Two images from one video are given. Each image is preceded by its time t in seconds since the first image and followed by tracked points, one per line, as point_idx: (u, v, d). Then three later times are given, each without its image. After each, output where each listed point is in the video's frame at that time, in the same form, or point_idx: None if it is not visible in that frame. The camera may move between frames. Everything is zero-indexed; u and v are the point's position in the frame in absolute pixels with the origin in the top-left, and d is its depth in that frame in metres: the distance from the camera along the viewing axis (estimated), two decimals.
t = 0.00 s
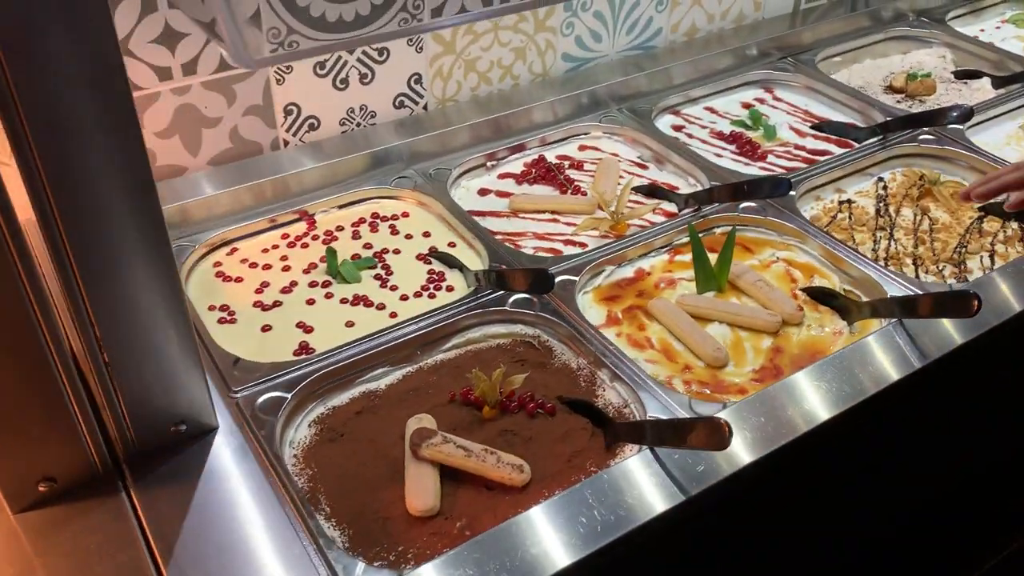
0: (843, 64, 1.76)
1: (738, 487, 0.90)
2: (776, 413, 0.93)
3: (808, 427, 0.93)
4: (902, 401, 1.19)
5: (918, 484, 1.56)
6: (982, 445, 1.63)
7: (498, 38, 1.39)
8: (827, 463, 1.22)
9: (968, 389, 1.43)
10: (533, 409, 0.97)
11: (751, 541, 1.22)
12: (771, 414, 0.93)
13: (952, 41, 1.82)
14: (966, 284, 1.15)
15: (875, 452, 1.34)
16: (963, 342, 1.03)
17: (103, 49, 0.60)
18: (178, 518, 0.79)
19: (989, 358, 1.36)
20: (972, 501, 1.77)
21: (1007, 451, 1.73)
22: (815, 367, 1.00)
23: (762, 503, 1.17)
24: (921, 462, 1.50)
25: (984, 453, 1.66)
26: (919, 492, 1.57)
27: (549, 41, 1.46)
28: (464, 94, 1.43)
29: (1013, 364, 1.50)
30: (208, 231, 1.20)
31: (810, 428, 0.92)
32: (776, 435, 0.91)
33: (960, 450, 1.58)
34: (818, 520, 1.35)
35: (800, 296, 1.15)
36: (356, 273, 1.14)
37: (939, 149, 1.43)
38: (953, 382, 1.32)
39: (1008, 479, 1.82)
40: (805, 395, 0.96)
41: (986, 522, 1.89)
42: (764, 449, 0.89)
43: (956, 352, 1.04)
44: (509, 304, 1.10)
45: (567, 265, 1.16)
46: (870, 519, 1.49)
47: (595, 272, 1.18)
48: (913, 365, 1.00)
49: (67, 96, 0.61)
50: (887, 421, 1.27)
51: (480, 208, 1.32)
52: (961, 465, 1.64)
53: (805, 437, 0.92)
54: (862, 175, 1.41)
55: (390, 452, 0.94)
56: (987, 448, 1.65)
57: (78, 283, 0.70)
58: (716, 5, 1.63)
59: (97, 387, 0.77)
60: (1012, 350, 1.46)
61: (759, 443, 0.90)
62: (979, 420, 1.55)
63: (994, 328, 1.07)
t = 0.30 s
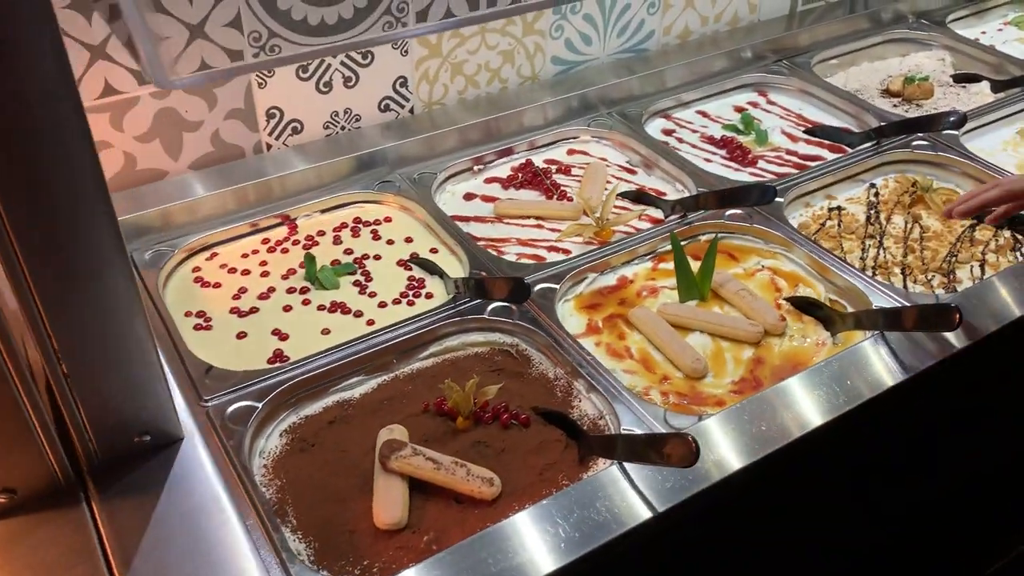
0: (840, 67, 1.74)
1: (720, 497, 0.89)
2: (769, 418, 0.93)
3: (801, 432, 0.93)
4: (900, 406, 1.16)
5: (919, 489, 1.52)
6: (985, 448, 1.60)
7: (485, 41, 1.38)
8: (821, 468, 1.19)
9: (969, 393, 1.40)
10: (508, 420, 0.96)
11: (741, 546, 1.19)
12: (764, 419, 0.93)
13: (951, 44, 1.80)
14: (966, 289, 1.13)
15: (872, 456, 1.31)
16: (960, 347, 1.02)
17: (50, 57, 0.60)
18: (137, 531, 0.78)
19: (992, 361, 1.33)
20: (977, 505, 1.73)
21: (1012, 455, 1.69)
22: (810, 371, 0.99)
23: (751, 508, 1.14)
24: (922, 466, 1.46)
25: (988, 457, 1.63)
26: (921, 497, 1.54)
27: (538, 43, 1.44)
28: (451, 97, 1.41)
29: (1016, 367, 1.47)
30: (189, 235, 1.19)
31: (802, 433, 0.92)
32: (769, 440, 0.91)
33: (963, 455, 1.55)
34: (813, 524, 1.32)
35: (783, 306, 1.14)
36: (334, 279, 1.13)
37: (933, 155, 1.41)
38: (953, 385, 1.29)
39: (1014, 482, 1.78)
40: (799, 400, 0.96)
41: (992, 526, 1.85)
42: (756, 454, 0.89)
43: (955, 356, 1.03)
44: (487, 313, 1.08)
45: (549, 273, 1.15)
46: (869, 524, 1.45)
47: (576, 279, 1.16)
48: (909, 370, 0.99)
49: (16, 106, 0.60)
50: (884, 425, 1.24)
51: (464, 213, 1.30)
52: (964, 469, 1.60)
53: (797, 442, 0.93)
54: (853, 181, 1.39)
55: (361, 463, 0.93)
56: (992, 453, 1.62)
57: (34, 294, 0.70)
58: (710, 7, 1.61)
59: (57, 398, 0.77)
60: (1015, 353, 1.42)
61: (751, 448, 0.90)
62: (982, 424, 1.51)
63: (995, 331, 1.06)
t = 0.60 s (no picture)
0: (829, 74, 1.73)
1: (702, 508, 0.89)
2: (755, 426, 0.93)
3: (788, 441, 0.92)
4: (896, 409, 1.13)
5: (915, 493, 1.49)
6: (984, 450, 1.57)
7: (466, 50, 1.37)
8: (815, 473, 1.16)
9: (969, 396, 1.36)
10: (477, 436, 0.95)
11: (731, 551, 1.17)
12: (751, 427, 0.92)
13: (941, 51, 1.78)
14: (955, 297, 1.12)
15: (867, 460, 1.28)
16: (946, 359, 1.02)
17: None
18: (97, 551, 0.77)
19: (992, 363, 1.30)
20: (978, 505, 1.70)
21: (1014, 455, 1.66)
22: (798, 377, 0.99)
23: (740, 514, 1.11)
24: (920, 469, 1.43)
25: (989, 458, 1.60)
26: (918, 500, 1.51)
27: (520, 52, 1.43)
28: (432, 106, 1.40)
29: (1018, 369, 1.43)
30: (165, 247, 1.19)
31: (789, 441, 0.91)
32: (756, 448, 0.90)
33: (962, 456, 1.52)
34: (807, 530, 1.29)
35: (761, 318, 1.13)
36: (309, 292, 1.12)
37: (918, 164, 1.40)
38: (951, 388, 1.26)
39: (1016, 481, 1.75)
40: (786, 407, 0.95)
41: (992, 527, 1.82)
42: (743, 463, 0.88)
43: (945, 364, 1.03)
44: (461, 326, 1.07)
45: (525, 286, 1.14)
46: (865, 528, 1.42)
47: (553, 291, 1.15)
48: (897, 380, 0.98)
49: None
50: (880, 428, 1.21)
51: (443, 223, 1.29)
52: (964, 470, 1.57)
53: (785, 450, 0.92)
54: (838, 190, 1.38)
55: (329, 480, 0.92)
56: (991, 456, 1.58)
57: None
58: (696, 14, 1.60)
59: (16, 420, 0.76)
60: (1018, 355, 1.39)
61: (737, 456, 0.89)
62: (983, 427, 1.48)
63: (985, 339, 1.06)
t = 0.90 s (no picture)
0: (810, 82, 1.71)
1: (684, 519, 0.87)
2: (740, 436, 0.91)
3: (771, 451, 0.90)
4: (882, 416, 1.10)
5: (906, 499, 1.47)
6: (978, 452, 1.54)
7: (440, 60, 1.36)
8: (800, 479, 1.14)
9: (960, 400, 1.33)
10: (441, 454, 0.94)
11: (716, 558, 1.15)
12: (736, 435, 0.91)
13: (923, 57, 1.77)
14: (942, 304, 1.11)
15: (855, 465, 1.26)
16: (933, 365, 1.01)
17: None
18: None
19: (982, 367, 1.27)
20: (976, 507, 1.67)
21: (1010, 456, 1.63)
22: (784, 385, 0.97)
23: (723, 522, 1.09)
24: (909, 474, 1.41)
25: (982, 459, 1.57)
26: (911, 503, 1.48)
27: (496, 62, 1.42)
28: (407, 117, 1.39)
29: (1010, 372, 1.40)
30: (134, 262, 1.18)
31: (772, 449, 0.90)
32: (738, 458, 0.89)
33: (955, 460, 1.49)
34: (794, 536, 1.27)
35: (734, 332, 1.12)
36: (275, 307, 1.11)
37: (897, 174, 1.38)
38: (939, 392, 1.23)
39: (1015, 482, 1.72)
40: (771, 415, 0.93)
41: (992, 527, 1.79)
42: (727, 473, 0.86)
43: (931, 372, 1.01)
44: (429, 341, 1.06)
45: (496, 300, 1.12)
46: (855, 533, 1.40)
47: (525, 304, 1.14)
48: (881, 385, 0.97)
49: None
50: (867, 433, 1.19)
51: (416, 235, 1.28)
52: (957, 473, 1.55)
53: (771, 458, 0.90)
54: (816, 200, 1.37)
55: (288, 502, 0.90)
56: (982, 460, 1.56)
57: None
58: (674, 23, 1.59)
59: None
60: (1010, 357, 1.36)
61: (721, 466, 0.87)
62: (975, 430, 1.45)
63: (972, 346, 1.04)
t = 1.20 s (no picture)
0: (797, 89, 1.70)
1: (666, 534, 0.85)
2: (726, 446, 0.90)
3: (758, 462, 0.89)
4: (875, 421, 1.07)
5: (895, 510, 1.44)
6: (976, 455, 1.51)
7: (418, 69, 1.34)
8: (788, 488, 1.11)
9: (956, 406, 1.30)
10: (408, 473, 0.92)
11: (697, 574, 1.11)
12: (723, 447, 0.90)
13: (912, 64, 1.76)
14: (929, 315, 1.10)
15: (845, 472, 1.23)
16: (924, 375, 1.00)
17: None
18: None
19: (979, 372, 1.23)
20: (976, 509, 1.64)
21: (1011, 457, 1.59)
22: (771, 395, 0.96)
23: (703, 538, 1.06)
24: (903, 480, 1.38)
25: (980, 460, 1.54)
26: (900, 514, 1.45)
27: (475, 71, 1.40)
28: (385, 126, 1.37)
29: (1009, 376, 1.36)
30: (104, 274, 1.16)
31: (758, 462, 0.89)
32: (724, 469, 0.88)
33: (951, 463, 1.46)
34: (780, 547, 1.24)
35: (710, 346, 1.10)
36: (245, 321, 1.09)
37: (881, 183, 1.36)
38: (935, 399, 1.20)
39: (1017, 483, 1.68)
40: (756, 426, 0.92)
41: (980, 540, 1.76)
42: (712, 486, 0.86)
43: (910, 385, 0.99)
44: (399, 357, 1.04)
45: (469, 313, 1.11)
46: (847, 541, 1.37)
47: (499, 318, 1.12)
48: (870, 395, 0.96)
49: None
50: (859, 441, 1.15)
51: (391, 247, 1.26)
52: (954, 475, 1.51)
53: (756, 470, 0.90)
54: (799, 211, 1.35)
55: (251, 522, 0.89)
56: (971, 472, 1.53)
57: None
58: (657, 30, 1.57)
59: None
60: (1008, 362, 1.32)
61: (705, 479, 0.87)
62: (973, 435, 1.42)
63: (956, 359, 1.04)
